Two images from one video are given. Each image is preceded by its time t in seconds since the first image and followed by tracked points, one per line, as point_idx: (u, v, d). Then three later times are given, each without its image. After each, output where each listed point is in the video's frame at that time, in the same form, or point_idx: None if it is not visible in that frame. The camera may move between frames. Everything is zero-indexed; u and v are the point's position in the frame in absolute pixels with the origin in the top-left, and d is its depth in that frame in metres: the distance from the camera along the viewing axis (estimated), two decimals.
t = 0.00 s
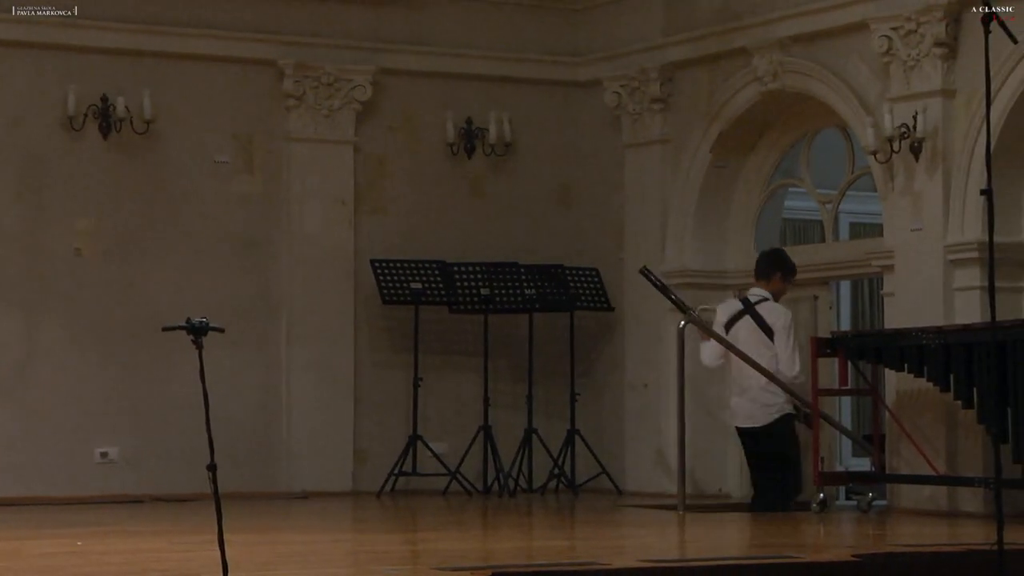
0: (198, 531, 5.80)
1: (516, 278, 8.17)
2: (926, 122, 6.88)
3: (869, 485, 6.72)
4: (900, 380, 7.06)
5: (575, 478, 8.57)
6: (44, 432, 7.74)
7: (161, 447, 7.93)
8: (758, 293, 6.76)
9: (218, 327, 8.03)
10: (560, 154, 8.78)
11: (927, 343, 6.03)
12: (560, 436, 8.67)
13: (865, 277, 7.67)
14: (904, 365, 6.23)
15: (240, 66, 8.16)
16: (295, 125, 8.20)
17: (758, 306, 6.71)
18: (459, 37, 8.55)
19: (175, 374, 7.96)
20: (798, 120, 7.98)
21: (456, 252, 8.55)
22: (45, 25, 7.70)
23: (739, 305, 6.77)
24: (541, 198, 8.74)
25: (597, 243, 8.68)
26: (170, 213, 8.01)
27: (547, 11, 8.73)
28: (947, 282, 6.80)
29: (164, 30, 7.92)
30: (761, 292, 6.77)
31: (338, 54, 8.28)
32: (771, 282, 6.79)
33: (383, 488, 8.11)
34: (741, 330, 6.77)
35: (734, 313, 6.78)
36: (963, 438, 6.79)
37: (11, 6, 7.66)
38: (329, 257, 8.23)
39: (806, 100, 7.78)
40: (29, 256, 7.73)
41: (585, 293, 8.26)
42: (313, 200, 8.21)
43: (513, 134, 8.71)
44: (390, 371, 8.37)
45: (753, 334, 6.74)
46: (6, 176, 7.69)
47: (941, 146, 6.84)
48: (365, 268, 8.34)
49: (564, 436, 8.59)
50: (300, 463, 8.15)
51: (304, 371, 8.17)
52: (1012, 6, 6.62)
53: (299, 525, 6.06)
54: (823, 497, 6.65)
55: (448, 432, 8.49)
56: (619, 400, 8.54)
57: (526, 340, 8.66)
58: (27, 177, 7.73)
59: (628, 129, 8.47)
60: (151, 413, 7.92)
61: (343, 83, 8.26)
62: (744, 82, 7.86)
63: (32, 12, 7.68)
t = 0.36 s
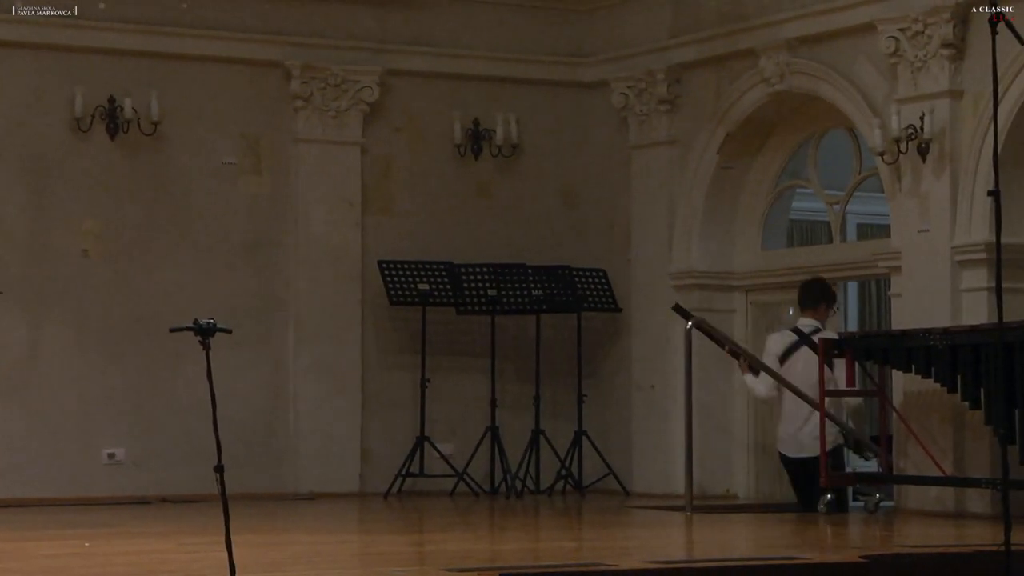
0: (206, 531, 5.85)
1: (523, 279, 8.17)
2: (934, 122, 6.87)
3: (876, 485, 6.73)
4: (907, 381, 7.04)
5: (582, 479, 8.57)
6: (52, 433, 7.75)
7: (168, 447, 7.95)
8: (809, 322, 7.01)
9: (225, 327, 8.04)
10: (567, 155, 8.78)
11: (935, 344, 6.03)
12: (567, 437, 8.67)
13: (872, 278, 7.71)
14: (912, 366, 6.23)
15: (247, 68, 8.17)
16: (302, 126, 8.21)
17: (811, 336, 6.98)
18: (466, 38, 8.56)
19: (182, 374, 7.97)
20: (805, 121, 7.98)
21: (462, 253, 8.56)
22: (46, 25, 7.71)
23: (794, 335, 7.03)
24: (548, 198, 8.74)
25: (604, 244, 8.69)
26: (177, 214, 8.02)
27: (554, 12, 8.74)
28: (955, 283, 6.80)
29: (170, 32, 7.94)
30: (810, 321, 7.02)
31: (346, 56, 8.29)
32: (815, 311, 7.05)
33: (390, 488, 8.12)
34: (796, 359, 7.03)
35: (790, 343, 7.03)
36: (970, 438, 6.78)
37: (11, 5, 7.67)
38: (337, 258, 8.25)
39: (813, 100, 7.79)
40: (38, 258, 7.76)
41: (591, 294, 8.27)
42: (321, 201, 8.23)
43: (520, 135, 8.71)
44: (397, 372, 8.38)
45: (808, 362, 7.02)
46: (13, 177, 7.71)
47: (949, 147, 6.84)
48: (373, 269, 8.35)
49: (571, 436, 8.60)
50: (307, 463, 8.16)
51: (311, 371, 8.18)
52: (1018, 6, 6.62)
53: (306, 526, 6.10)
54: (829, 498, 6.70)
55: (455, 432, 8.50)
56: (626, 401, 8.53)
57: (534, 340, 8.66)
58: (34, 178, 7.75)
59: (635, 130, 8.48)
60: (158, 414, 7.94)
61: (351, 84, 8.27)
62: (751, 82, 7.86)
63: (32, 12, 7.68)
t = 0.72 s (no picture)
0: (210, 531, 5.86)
1: (527, 278, 8.18)
2: (938, 122, 6.88)
3: (880, 485, 6.73)
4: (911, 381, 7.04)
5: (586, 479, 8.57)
6: (55, 433, 7.76)
7: (172, 448, 7.95)
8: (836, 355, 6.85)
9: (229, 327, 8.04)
10: (570, 155, 8.78)
11: (939, 343, 6.03)
12: (571, 437, 8.67)
13: (876, 278, 7.72)
14: (917, 366, 6.23)
15: (251, 67, 8.18)
16: (306, 126, 8.22)
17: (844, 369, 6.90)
18: (470, 38, 8.57)
19: (186, 374, 7.98)
20: (809, 121, 7.98)
21: (466, 253, 8.56)
22: (47, 25, 7.72)
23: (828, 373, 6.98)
24: (551, 199, 8.75)
25: (608, 244, 8.69)
26: (181, 214, 8.03)
27: (558, 12, 8.74)
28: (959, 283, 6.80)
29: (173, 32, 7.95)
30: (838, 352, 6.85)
31: (350, 56, 8.30)
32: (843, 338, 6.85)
33: (394, 488, 8.12)
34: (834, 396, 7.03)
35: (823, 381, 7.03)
36: (975, 439, 6.78)
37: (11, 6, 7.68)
38: (340, 258, 8.25)
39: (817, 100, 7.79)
40: (41, 258, 7.76)
41: (595, 294, 8.27)
42: (324, 201, 8.23)
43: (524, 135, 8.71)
44: (401, 372, 8.38)
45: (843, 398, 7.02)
46: (17, 177, 7.72)
47: (953, 147, 6.84)
48: (376, 269, 8.35)
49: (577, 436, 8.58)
50: (311, 463, 8.17)
51: (315, 371, 8.18)
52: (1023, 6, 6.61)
53: (310, 525, 6.10)
54: (833, 497, 6.70)
55: (458, 432, 8.50)
56: (630, 401, 8.53)
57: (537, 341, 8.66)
58: (38, 178, 7.76)
59: (639, 130, 8.48)
60: (161, 414, 7.94)
61: (354, 84, 8.27)
62: (755, 82, 7.86)
63: (32, 12, 7.69)
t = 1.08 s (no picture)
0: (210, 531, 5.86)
1: (528, 279, 8.18)
2: (939, 122, 6.88)
3: (881, 486, 6.73)
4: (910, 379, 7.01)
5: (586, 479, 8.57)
6: (56, 433, 7.76)
7: (172, 448, 7.95)
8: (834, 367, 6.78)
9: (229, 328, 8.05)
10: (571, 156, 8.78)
11: (940, 344, 6.03)
12: (571, 437, 8.67)
13: (877, 278, 7.72)
14: (917, 366, 6.23)
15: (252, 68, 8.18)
16: (307, 126, 8.22)
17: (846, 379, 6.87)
18: (471, 38, 8.57)
19: (187, 375, 7.98)
20: (810, 122, 7.99)
21: (467, 253, 8.56)
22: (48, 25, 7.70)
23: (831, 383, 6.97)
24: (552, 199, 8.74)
25: (609, 245, 8.69)
26: (182, 214, 8.03)
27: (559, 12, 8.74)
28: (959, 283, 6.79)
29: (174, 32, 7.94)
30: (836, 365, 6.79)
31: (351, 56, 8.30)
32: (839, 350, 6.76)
33: (395, 488, 8.12)
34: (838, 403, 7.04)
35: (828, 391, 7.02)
36: (975, 438, 6.77)
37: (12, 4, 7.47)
38: (341, 258, 8.25)
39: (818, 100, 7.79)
40: (41, 258, 7.76)
41: (596, 293, 8.27)
42: (325, 201, 8.23)
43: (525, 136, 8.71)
44: (401, 372, 8.39)
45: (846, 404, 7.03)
46: (18, 177, 7.71)
47: (954, 147, 6.84)
48: (377, 269, 8.35)
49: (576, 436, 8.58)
50: (311, 463, 8.16)
51: (315, 372, 8.18)
52: None
53: (311, 525, 6.10)
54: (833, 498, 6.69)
55: (459, 433, 8.50)
56: (631, 401, 8.53)
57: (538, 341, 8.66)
58: (39, 178, 7.76)
59: (640, 130, 8.48)
60: (162, 414, 7.94)
61: (356, 85, 8.27)
62: (756, 83, 7.87)
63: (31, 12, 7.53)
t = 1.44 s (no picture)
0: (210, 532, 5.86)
1: (527, 278, 8.18)
2: (939, 122, 6.87)
3: (881, 486, 6.72)
4: (910, 381, 7.02)
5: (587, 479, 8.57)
6: (57, 434, 7.72)
7: (172, 448, 7.95)
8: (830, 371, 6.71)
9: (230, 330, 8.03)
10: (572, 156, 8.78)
11: (940, 344, 6.03)
12: (571, 437, 8.67)
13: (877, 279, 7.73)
14: (917, 366, 6.23)
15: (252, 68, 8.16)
16: (307, 126, 8.22)
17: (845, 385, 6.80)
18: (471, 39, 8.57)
19: (187, 375, 7.99)
20: (811, 122, 7.99)
21: (467, 253, 8.56)
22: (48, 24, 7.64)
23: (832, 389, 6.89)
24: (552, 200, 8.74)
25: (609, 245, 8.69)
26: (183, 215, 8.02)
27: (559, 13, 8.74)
28: (959, 283, 6.79)
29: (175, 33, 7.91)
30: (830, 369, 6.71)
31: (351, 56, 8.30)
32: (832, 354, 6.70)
33: (395, 488, 8.11)
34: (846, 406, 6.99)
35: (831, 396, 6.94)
36: (975, 438, 6.78)
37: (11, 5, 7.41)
38: (341, 258, 8.25)
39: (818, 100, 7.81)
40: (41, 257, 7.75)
41: (595, 293, 8.28)
42: (325, 202, 8.24)
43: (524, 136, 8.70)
44: (401, 373, 8.39)
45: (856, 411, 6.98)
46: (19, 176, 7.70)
47: (954, 147, 6.83)
48: (376, 269, 8.36)
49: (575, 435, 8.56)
50: (310, 463, 8.16)
51: (315, 372, 8.18)
52: None
53: (311, 526, 6.11)
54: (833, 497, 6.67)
55: (459, 433, 8.50)
56: (631, 402, 8.53)
57: (538, 342, 8.66)
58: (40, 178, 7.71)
59: (640, 131, 8.48)
60: (162, 415, 7.94)
61: (355, 84, 8.28)
62: (755, 84, 7.87)
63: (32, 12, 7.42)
